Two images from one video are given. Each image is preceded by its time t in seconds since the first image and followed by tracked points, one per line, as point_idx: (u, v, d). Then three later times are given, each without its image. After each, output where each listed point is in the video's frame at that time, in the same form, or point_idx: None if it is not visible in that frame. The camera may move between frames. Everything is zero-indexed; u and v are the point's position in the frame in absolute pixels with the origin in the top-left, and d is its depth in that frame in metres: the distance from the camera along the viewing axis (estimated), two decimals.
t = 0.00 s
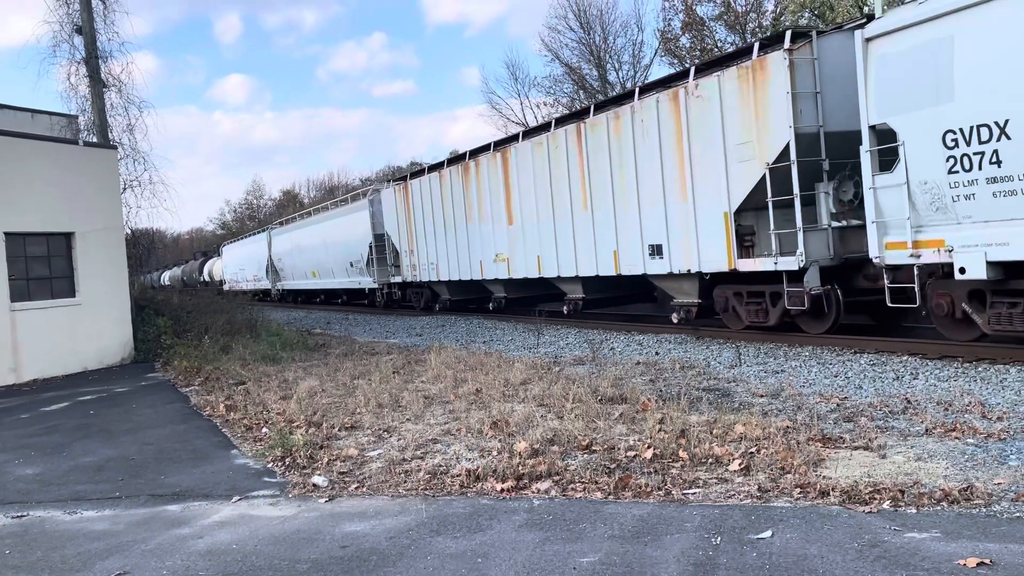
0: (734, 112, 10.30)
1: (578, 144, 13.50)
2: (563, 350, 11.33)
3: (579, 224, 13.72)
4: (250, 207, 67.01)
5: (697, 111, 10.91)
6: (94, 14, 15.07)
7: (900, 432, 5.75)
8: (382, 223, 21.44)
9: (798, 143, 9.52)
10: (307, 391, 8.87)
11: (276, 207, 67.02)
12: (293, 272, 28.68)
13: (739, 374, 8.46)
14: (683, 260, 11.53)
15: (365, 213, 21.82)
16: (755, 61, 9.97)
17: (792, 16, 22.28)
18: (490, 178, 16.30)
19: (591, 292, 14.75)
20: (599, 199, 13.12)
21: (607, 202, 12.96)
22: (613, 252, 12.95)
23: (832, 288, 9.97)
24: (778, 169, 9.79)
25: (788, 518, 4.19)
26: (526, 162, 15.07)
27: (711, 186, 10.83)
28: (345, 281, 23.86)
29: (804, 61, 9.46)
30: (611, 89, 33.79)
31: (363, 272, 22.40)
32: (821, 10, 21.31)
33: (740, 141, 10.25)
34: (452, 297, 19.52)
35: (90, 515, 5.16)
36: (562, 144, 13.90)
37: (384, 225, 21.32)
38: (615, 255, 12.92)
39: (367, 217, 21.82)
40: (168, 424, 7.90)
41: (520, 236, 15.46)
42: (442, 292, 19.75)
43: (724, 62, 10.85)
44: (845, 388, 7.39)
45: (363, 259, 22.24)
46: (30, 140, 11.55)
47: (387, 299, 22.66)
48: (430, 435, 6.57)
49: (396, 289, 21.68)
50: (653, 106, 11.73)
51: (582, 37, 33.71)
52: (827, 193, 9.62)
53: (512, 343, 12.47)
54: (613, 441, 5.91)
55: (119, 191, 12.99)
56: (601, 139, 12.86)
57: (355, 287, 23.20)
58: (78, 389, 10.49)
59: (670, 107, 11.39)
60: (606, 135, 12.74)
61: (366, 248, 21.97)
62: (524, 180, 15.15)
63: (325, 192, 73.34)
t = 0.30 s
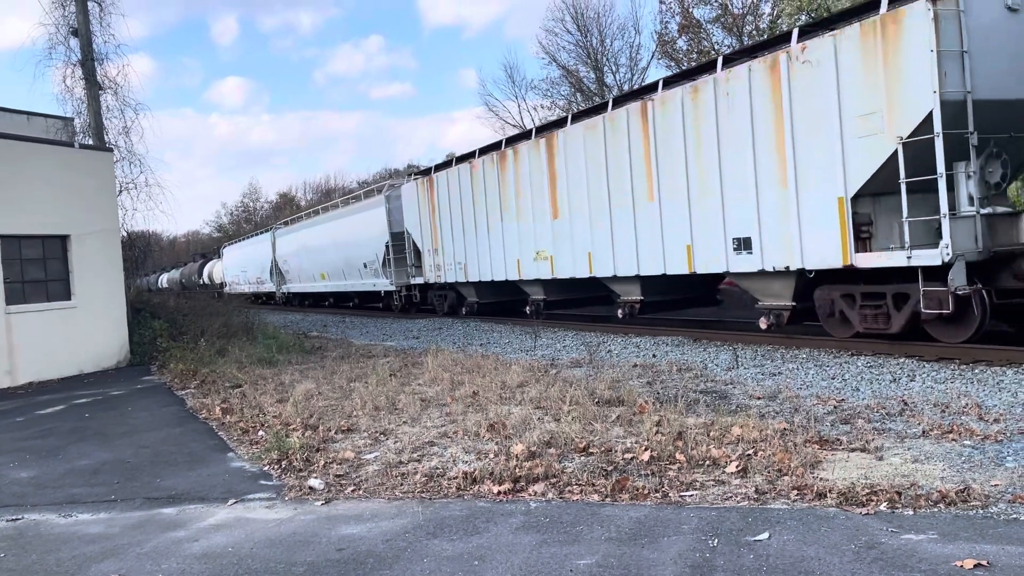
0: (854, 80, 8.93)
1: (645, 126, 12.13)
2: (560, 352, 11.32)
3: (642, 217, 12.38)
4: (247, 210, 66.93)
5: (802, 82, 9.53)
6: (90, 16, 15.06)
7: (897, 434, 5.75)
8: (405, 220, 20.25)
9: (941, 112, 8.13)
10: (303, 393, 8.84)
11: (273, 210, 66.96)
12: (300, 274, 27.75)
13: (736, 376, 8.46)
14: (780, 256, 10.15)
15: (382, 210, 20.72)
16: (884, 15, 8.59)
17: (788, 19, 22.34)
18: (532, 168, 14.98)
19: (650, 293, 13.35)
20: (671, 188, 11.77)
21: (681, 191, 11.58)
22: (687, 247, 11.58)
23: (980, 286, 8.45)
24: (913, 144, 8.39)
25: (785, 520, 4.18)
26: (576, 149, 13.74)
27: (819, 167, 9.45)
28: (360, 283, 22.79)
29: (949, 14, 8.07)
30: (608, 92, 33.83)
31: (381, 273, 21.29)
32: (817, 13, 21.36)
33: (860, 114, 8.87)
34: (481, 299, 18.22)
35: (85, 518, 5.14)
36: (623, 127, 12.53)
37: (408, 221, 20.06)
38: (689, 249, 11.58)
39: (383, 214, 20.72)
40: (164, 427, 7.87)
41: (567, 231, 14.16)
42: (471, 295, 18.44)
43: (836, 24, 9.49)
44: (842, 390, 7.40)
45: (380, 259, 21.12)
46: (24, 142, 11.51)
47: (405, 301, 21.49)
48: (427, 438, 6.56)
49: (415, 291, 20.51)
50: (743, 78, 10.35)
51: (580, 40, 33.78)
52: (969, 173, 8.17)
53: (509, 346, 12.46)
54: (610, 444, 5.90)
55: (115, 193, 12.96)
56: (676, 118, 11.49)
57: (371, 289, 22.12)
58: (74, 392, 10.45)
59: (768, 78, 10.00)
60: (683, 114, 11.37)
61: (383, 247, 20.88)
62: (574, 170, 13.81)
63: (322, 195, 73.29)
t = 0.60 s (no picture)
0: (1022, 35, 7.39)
1: (733, 102, 10.68)
2: (558, 354, 11.32)
3: (727, 206, 10.99)
4: (245, 212, 66.94)
5: (949, 37, 7.95)
6: (88, 19, 15.06)
7: (894, 435, 5.77)
8: (433, 215, 19.00)
9: None
10: (301, 396, 8.84)
11: (270, 212, 66.95)
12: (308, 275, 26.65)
13: (734, 378, 8.47)
14: (916, 249, 8.65)
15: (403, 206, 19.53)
16: None
17: (784, 22, 22.41)
18: (586, 153, 13.55)
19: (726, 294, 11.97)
20: (766, 173, 10.34)
21: (782, 175, 10.13)
22: (788, 240, 10.12)
23: None
24: None
25: (782, 522, 4.19)
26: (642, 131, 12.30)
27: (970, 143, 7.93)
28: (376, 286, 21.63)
29: None
30: (605, 94, 33.89)
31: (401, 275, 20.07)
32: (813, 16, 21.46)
33: None
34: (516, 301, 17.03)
35: (83, 521, 5.13)
36: (704, 104, 11.12)
37: (439, 214, 18.78)
38: (790, 243, 10.12)
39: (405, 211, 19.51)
40: (162, 429, 7.86)
41: (629, 224, 12.80)
42: (506, 297, 17.24)
43: None
44: (839, 392, 7.41)
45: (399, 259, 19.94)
46: (21, 145, 11.49)
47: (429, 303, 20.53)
48: (425, 440, 6.56)
49: (440, 293, 19.54)
50: (867, 38, 8.82)
51: (577, 43, 33.88)
52: None
53: (507, 348, 12.46)
54: (608, 445, 5.92)
55: (113, 195, 12.95)
56: (777, 92, 10.01)
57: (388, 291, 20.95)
58: (72, 395, 10.44)
59: (903, 35, 8.42)
60: (785, 85, 9.91)
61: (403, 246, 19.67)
62: (640, 155, 12.41)
63: (320, 198, 73.32)
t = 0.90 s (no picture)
0: None
1: (855, 64, 8.90)
2: (556, 357, 11.31)
3: (842, 192, 9.23)
4: (244, 215, 66.93)
5: None
6: (86, 22, 15.06)
7: (892, 438, 5.77)
8: (463, 210, 17.44)
9: None
10: (300, 399, 8.82)
11: (269, 215, 66.95)
12: (320, 275, 25.36)
13: (733, 381, 8.47)
14: None
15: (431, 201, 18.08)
16: None
17: (783, 26, 22.44)
18: (653, 135, 11.82)
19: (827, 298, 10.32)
20: (897, 149, 8.56)
21: (827, 164, 9.37)
22: (930, 231, 8.35)
23: None
24: None
25: (782, 524, 4.20)
26: (728, 108, 10.58)
27: None
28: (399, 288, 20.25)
29: None
30: (604, 97, 33.91)
31: (429, 276, 18.64)
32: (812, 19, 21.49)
33: None
34: (558, 305, 15.49)
35: (82, 524, 5.13)
36: (812, 69, 9.38)
37: (471, 208, 17.12)
38: (934, 234, 8.34)
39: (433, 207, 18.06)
40: (160, 433, 7.85)
41: (711, 215, 11.01)
42: (547, 299, 15.68)
43: None
44: (838, 394, 7.41)
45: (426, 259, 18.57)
46: (19, 147, 11.47)
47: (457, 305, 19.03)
48: (424, 443, 6.56)
49: (471, 296, 17.94)
50: None
51: (575, 45, 33.92)
52: None
53: (506, 351, 12.45)
54: (607, 448, 5.91)
55: (112, 198, 12.96)
56: (917, 52, 8.22)
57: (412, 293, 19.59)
58: (71, 398, 10.41)
59: None
60: (925, 43, 8.14)
61: (431, 246, 18.24)
62: (724, 135, 10.66)
63: (318, 200, 73.34)
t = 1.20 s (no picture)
0: None
1: None
2: (556, 360, 11.32)
3: (1009, 175, 7.31)
4: (244, 217, 66.98)
5: None
6: (87, 25, 15.09)
7: (893, 440, 5.77)
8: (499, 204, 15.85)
9: None
10: (300, 402, 8.82)
11: (269, 217, 66.98)
12: (338, 275, 23.99)
13: (733, 384, 8.47)
14: None
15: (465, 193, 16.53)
16: None
17: (782, 28, 22.47)
18: (744, 112, 9.96)
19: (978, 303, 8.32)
20: None
21: (985, 140, 7.48)
22: None
23: None
24: None
25: (782, 527, 4.20)
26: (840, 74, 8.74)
27: None
28: (426, 289, 18.73)
29: None
30: (604, 100, 33.95)
31: (462, 276, 17.03)
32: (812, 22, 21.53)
33: None
34: (614, 309, 13.46)
35: (82, 527, 5.13)
36: (970, 20, 7.43)
37: (508, 201, 15.41)
38: None
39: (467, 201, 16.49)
40: (160, 436, 7.85)
41: (820, 205, 9.12)
42: (602, 303, 13.68)
43: None
44: (838, 397, 7.41)
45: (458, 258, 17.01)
46: (19, 150, 11.48)
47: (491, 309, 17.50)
48: (424, 446, 6.56)
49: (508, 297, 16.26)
50: None
51: (575, 48, 33.99)
52: None
53: (506, 353, 12.45)
54: (607, 451, 5.91)
55: (112, 201, 12.97)
56: None
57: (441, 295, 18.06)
58: (71, 401, 10.41)
59: None
60: None
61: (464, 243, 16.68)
62: (839, 109, 8.81)
63: (319, 203, 73.40)
